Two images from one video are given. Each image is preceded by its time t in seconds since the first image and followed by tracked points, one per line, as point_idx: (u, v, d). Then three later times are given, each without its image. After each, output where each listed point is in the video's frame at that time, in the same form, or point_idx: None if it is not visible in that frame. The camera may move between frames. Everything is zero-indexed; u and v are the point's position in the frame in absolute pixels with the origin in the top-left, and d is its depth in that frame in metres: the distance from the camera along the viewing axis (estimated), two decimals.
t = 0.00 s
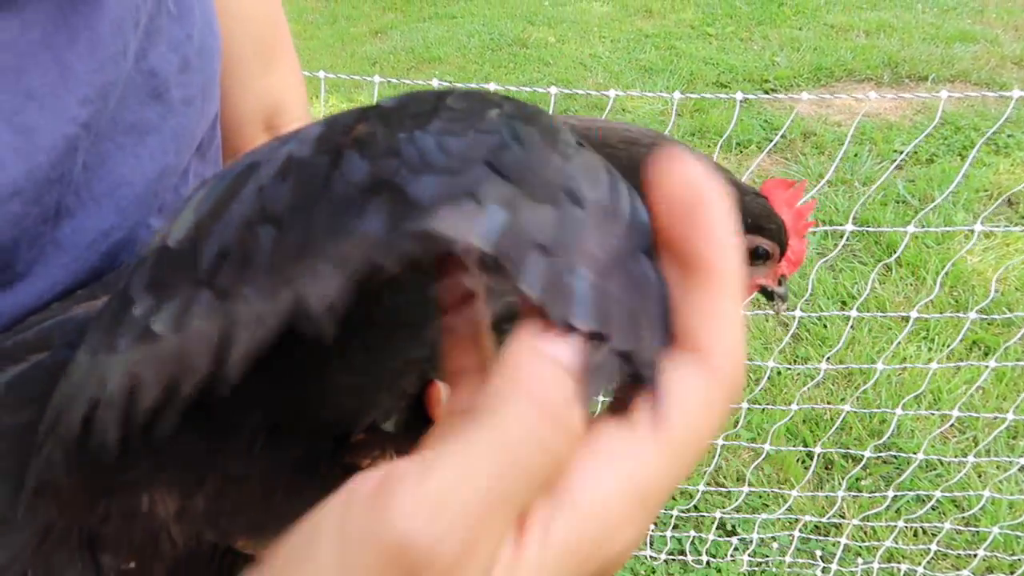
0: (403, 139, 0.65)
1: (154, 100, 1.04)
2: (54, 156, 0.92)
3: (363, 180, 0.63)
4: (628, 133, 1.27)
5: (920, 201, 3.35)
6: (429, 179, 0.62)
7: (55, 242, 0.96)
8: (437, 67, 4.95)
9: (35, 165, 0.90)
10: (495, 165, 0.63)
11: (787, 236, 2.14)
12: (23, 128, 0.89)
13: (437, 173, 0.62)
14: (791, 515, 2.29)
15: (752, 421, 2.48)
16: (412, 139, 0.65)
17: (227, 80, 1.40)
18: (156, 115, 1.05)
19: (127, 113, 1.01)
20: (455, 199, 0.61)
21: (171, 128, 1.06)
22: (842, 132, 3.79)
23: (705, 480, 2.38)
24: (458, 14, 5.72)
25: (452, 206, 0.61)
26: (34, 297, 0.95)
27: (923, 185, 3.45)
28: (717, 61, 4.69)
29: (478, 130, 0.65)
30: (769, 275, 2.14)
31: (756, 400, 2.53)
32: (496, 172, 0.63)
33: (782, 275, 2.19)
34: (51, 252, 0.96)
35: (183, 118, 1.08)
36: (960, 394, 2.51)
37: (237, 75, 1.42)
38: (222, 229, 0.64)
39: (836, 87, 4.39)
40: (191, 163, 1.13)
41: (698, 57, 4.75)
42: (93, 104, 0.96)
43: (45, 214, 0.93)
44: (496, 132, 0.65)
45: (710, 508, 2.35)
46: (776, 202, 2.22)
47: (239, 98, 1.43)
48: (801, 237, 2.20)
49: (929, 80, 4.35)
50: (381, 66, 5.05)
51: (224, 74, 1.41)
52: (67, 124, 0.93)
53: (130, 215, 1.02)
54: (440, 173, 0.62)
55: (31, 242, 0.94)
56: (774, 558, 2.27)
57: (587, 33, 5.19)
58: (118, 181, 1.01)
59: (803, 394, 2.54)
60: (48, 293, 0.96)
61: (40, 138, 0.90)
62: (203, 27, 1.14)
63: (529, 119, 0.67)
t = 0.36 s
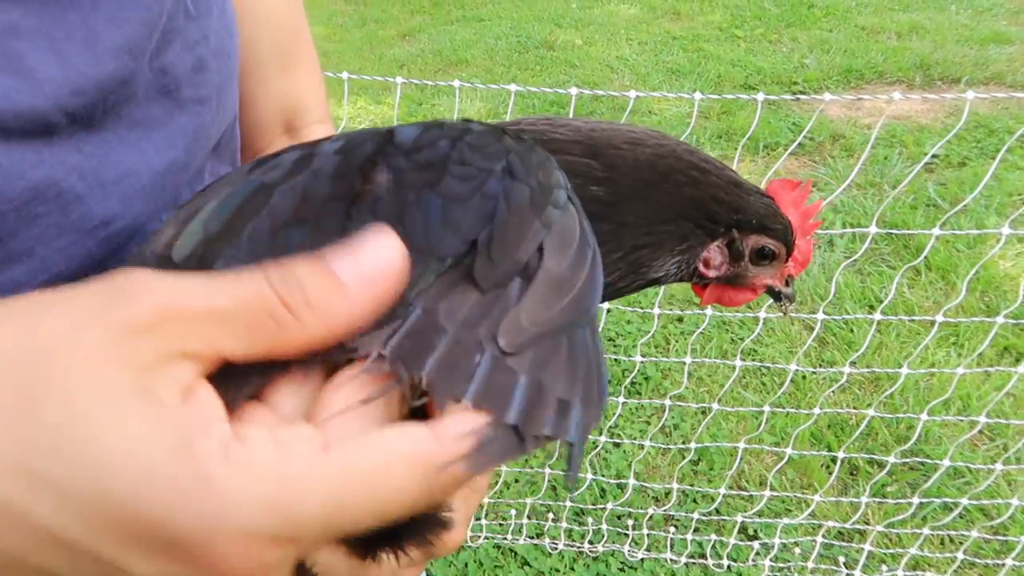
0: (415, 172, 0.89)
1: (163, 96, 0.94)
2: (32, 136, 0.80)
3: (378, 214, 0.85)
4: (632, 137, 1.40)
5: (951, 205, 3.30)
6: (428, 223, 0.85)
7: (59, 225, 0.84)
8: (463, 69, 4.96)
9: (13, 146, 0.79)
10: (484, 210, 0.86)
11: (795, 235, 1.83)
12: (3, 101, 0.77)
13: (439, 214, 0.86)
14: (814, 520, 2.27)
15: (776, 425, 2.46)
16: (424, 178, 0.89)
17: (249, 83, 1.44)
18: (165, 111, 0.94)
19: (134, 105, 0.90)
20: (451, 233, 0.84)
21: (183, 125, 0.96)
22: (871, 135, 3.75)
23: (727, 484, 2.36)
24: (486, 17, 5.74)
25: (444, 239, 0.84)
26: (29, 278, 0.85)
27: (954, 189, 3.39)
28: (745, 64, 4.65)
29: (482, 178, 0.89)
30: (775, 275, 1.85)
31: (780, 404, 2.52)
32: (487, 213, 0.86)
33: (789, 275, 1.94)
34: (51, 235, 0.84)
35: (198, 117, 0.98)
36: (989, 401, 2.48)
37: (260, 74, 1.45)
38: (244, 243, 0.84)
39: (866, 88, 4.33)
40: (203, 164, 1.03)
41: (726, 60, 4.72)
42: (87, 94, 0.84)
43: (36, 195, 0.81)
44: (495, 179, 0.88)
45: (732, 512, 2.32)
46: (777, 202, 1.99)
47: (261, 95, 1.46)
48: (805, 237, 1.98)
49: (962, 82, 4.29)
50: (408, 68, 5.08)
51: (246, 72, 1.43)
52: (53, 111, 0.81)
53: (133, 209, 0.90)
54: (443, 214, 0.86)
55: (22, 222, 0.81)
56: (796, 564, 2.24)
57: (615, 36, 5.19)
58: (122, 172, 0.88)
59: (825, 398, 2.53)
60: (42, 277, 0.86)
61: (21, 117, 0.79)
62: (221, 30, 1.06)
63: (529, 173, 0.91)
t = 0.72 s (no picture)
0: (400, 175, 0.83)
1: (172, 83, 1.03)
2: (39, 115, 0.90)
3: (361, 219, 0.79)
4: (640, 129, 1.38)
5: (988, 210, 3.23)
6: (414, 228, 0.78)
7: (66, 201, 0.94)
8: (493, 70, 4.97)
9: (22, 124, 0.89)
10: (484, 212, 0.79)
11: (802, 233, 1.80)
12: (11, 81, 0.87)
13: (427, 217, 0.78)
14: (840, 527, 2.23)
15: (801, 431, 2.43)
16: (411, 181, 0.82)
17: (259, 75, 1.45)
18: (173, 96, 1.03)
19: (142, 90, 1.00)
20: (442, 238, 0.77)
21: (190, 110, 1.05)
22: (906, 138, 3.68)
23: (751, 488, 2.33)
24: (516, 18, 5.74)
25: (433, 243, 0.77)
26: (38, 253, 0.95)
27: (992, 194, 3.31)
28: (777, 66, 4.60)
29: (475, 177, 0.81)
30: (779, 271, 1.84)
31: (808, 409, 2.49)
32: (487, 213, 0.79)
33: (794, 272, 1.91)
34: (59, 212, 0.94)
35: (206, 103, 1.07)
36: None
37: (272, 64, 1.46)
38: (233, 242, 0.80)
39: (901, 90, 4.25)
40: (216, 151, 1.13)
41: (758, 61, 4.67)
42: (94, 76, 0.94)
43: (45, 171, 0.91)
44: (490, 177, 0.81)
45: (756, 518, 2.28)
46: (785, 198, 1.97)
47: (275, 86, 1.48)
48: (812, 233, 1.95)
49: (1002, 85, 4.19)
50: (438, 69, 5.09)
51: (260, 62, 1.45)
52: (61, 91, 0.91)
53: (142, 186, 1.00)
54: (431, 217, 0.78)
55: (30, 198, 0.91)
56: (822, 571, 2.21)
57: (646, 37, 5.16)
58: (131, 152, 0.98)
59: (852, 403, 2.49)
60: (52, 251, 0.96)
61: (28, 96, 0.88)
62: (233, 20, 1.16)
63: (534, 169, 0.82)
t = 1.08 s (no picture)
0: (371, 136, 0.83)
1: (142, 75, 1.07)
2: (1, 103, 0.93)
3: (334, 176, 0.80)
4: (588, 112, 1.37)
5: (1002, 216, 3.20)
6: (391, 183, 0.80)
7: (25, 190, 0.96)
8: (505, 71, 4.97)
9: None
10: (461, 168, 0.82)
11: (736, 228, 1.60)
12: None
13: (401, 174, 0.81)
14: (844, 534, 2.22)
15: (806, 437, 2.41)
16: (382, 142, 0.83)
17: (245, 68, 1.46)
18: (144, 88, 1.07)
19: (111, 81, 1.03)
20: (419, 192, 0.80)
21: (161, 102, 1.08)
22: (920, 143, 3.64)
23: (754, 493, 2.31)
24: (530, 19, 5.74)
25: (409, 196, 0.79)
26: None
27: (1006, 200, 3.28)
28: (791, 69, 4.57)
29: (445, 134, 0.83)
30: (716, 269, 1.56)
31: (813, 414, 2.47)
32: (463, 169, 0.82)
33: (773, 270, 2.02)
34: (16, 200, 0.96)
35: (180, 94, 1.10)
36: None
37: (259, 59, 1.47)
38: (201, 208, 0.80)
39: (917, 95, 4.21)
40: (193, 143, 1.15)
41: (772, 64, 4.64)
42: (57, 67, 0.97)
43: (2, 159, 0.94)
44: (461, 134, 0.84)
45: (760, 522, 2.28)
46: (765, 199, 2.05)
47: (260, 81, 1.48)
48: (758, 230, 1.66)
49: (1019, 90, 4.15)
50: (451, 69, 5.09)
51: (245, 58, 1.46)
52: (21, 81, 0.94)
53: (109, 175, 1.02)
54: (404, 174, 0.81)
55: None
56: None
57: (659, 39, 5.14)
58: (97, 142, 1.01)
59: (857, 408, 2.46)
60: (7, 238, 0.97)
61: None
62: (210, 12, 1.17)
63: (504, 130, 0.86)
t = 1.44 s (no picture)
0: (335, 116, 0.91)
1: (119, 71, 1.07)
2: None
3: (295, 152, 0.86)
4: (540, 111, 1.29)
5: (1012, 222, 3.18)
6: (349, 159, 0.87)
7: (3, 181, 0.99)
8: (515, 72, 4.96)
9: None
10: (411, 148, 0.88)
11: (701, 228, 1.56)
12: None
13: (359, 151, 0.87)
14: (845, 539, 2.19)
15: (810, 441, 2.40)
16: (344, 120, 0.90)
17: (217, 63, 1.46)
18: (120, 84, 1.08)
19: (87, 76, 1.04)
20: (373, 169, 0.86)
21: (137, 99, 1.09)
22: (932, 147, 3.62)
23: (755, 497, 2.30)
24: (541, 20, 5.74)
25: (366, 176, 0.85)
26: None
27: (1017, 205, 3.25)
28: (803, 72, 4.55)
29: (404, 116, 0.91)
30: (683, 271, 1.57)
31: (816, 418, 2.46)
32: (413, 146, 0.88)
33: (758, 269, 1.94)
34: None
35: (157, 91, 1.11)
36: None
37: (237, 56, 1.47)
38: (170, 185, 0.85)
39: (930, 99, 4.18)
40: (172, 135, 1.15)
41: (784, 67, 4.62)
42: (31, 62, 0.98)
43: None
44: (419, 116, 0.91)
45: (760, 527, 2.25)
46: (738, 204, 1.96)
47: (237, 78, 1.49)
48: (726, 226, 1.61)
49: None
50: (461, 70, 5.10)
51: (224, 55, 1.46)
52: None
53: (84, 169, 1.05)
54: (362, 150, 0.88)
55: None
56: None
57: (671, 41, 5.13)
58: (74, 136, 1.03)
59: (860, 412, 2.45)
60: None
61: None
62: (188, 9, 1.16)
63: (451, 113, 0.93)
